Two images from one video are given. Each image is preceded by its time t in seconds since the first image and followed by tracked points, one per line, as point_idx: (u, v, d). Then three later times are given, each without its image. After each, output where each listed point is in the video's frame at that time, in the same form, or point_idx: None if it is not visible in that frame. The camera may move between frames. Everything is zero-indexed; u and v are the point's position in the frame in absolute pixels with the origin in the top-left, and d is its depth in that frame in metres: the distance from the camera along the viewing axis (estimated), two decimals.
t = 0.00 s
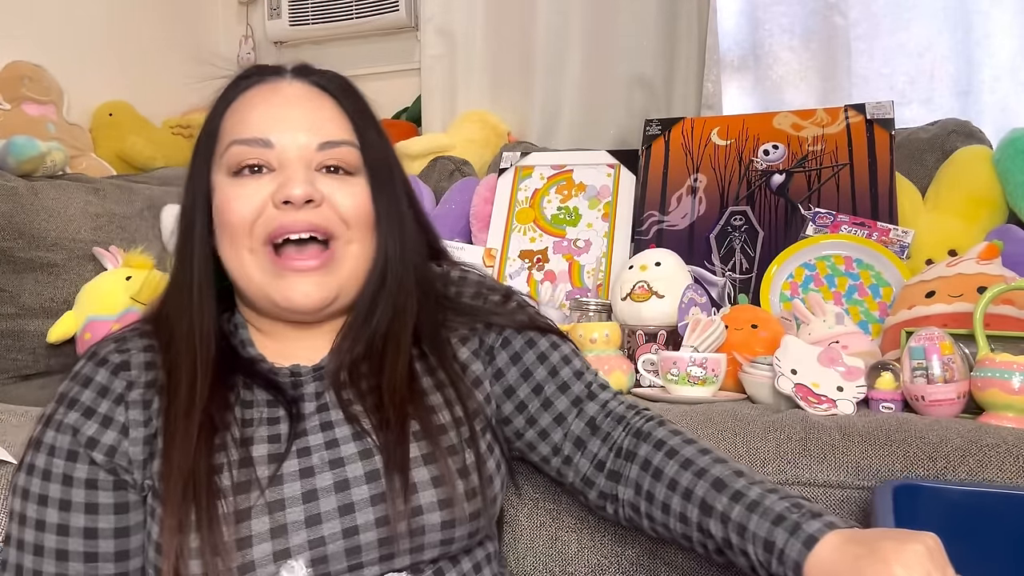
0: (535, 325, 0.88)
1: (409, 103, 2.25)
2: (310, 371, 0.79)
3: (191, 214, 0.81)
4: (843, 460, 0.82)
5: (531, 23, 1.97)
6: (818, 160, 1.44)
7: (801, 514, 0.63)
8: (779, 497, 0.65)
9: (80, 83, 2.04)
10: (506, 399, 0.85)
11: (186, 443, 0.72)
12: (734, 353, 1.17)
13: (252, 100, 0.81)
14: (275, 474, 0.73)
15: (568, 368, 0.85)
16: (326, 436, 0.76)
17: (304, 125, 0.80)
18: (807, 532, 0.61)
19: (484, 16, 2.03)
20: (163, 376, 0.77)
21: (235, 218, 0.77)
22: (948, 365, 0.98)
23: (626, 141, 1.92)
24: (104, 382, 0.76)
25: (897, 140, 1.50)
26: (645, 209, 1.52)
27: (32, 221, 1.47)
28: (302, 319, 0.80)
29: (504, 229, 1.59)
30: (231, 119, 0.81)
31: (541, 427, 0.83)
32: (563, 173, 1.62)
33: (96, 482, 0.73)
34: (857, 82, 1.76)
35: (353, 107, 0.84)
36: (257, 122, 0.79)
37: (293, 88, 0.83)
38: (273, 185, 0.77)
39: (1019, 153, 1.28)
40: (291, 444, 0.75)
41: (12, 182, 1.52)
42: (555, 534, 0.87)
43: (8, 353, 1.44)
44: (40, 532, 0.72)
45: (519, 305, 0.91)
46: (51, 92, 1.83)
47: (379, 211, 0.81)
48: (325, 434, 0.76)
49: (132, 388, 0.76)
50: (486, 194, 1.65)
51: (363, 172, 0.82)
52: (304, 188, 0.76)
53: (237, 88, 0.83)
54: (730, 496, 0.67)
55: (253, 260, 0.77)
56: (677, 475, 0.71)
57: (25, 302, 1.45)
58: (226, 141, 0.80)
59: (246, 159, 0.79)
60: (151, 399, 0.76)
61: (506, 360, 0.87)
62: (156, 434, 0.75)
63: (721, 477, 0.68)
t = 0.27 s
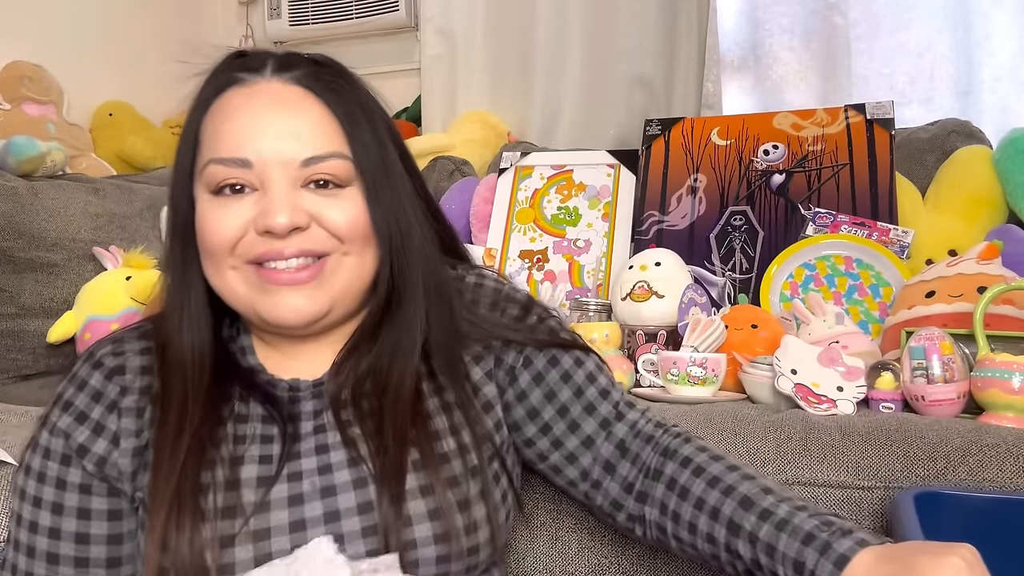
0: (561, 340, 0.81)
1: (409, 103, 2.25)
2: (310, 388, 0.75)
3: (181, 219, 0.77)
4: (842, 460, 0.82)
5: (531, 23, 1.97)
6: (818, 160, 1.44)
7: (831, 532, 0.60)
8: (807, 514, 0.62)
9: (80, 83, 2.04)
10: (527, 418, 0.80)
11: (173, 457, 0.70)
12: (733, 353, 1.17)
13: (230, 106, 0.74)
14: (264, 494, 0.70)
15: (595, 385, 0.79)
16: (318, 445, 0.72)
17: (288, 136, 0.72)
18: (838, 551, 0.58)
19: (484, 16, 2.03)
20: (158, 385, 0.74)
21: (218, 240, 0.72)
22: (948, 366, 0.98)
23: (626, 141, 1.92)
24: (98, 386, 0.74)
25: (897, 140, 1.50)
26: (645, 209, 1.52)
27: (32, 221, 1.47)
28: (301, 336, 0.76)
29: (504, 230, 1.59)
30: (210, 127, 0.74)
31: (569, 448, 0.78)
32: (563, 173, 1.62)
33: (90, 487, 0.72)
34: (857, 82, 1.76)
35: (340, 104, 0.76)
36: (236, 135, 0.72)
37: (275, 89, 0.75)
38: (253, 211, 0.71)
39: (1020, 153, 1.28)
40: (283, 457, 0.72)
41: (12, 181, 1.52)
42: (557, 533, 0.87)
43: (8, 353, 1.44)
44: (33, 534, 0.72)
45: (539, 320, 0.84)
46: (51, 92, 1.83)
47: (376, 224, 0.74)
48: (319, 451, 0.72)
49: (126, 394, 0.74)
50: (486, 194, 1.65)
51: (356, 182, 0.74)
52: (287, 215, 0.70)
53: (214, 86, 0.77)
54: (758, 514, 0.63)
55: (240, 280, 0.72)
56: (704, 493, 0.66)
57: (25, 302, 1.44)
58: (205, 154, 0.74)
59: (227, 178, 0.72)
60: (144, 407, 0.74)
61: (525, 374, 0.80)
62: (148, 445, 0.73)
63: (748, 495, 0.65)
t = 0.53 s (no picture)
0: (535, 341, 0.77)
1: (409, 103, 2.25)
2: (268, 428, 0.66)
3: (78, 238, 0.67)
4: (842, 460, 0.82)
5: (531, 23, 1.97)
6: (818, 160, 1.44)
7: (833, 536, 0.60)
8: (808, 516, 0.62)
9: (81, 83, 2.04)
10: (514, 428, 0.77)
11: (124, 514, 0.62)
12: (733, 353, 1.17)
13: (121, 99, 0.64)
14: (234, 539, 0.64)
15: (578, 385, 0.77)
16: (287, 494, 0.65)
17: (188, 126, 0.61)
18: (840, 556, 0.59)
19: (484, 16, 2.03)
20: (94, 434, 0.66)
21: (122, 264, 0.62)
22: (948, 365, 0.98)
23: (626, 141, 1.92)
24: (29, 438, 0.66)
25: (897, 140, 1.50)
26: (645, 209, 1.52)
27: (31, 221, 1.47)
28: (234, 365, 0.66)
29: (504, 230, 1.59)
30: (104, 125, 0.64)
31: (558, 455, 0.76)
32: (563, 173, 1.62)
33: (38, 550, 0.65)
34: (857, 82, 1.76)
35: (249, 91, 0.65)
36: (130, 134, 0.62)
37: (167, 76, 0.64)
38: (157, 222, 0.61)
39: (1020, 153, 1.28)
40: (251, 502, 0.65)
41: (13, 181, 1.52)
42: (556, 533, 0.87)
43: (7, 353, 1.43)
44: None
45: (514, 320, 0.79)
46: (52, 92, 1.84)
47: (300, 226, 0.63)
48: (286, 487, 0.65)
49: (62, 446, 0.66)
50: (486, 194, 1.65)
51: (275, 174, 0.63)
52: (191, 224, 0.59)
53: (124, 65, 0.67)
54: (756, 515, 0.63)
55: (151, 308, 0.62)
56: (697, 491, 0.67)
57: (25, 302, 1.44)
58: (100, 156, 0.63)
59: (121, 180, 0.62)
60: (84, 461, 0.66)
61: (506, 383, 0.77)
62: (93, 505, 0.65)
63: (744, 494, 0.65)
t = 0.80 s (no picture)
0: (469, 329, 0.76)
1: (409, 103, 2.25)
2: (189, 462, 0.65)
3: None
4: (844, 460, 0.82)
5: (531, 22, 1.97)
6: (819, 160, 1.43)
7: (837, 543, 0.60)
8: (806, 517, 0.62)
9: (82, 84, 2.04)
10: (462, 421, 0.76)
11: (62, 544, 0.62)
12: (734, 353, 1.17)
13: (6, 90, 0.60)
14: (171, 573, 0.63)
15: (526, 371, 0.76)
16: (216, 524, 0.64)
17: (92, 117, 0.59)
18: (843, 563, 0.59)
19: (484, 16, 2.03)
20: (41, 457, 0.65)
21: (18, 275, 0.59)
22: (948, 366, 0.98)
23: (626, 141, 1.91)
24: None
25: (897, 141, 1.49)
26: (645, 209, 1.52)
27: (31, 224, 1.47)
28: (143, 385, 0.64)
29: (504, 230, 1.59)
30: None
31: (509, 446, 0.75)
32: (563, 173, 1.61)
33: None
34: (858, 82, 1.76)
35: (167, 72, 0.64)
36: (23, 129, 0.59)
37: (62, 49, 0.62)
38: (59, 226, 0.58)
39: (1020, 152, 1.27)
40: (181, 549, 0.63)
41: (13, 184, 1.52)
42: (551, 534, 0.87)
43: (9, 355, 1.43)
44: None
45: (452, 305, 0.79)
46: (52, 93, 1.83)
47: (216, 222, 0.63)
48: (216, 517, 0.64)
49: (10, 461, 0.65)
50: (486, 194, 1.65)
51: (185, 168, 0.63)
52: (103, 225, 0.57)
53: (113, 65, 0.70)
54: (750, 517, 0.63)
55: (58, 327, 0.60)
56: (679, 488, 0.66)
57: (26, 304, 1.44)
58: None
59: (18, 185, 0.60)
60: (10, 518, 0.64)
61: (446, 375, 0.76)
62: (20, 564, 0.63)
63: (733, 493, 0.64)
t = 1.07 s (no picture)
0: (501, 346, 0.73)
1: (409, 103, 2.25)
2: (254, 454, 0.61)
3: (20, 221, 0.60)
4: (844, 460, 0.82)
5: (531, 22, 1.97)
6: (819, 159, 1.43)
7: (819, 545, 0.56)
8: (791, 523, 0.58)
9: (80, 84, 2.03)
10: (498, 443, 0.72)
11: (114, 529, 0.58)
12: (733, 353, 1.17)
13: (94, 54, 0.59)
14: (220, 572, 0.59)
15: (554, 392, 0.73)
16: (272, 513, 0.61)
17: (178, 83, 0.58)
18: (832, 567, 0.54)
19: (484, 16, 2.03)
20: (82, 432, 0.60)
21: (99, 240, 0.56)
22: (948, 366, 0.98)
23: (626, 141, 1.91)
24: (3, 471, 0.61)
25: (897, 140, 1.49)
26: (645, 209, 1.52)
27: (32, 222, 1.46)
28: (221, 363, 0.61)
29: (504, 230, 1.58)
30: (65, 89, 0.59)
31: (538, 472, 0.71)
32: (563, 173, 1.61)
33: None
34: (858, 82, 1.76)
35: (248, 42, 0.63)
36: (112, 93, 0.57)
37: (149, 20, 0.60)
38: (147, 190, 0.56)
39: (1020, 152, 1.27)
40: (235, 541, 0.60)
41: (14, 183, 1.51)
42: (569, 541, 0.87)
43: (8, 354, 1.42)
44: None
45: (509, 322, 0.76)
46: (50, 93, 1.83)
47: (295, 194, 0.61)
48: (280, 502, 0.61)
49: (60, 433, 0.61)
50: (486, 194, 1.65)
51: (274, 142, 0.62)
52: (194, 190, 0.56)
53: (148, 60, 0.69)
54: (738, 525, 0.59)
55: (138, 292, 0.57)
56: (680, 503, 0.63)
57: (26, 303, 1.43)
58: (62, 122, 0.59)
59: (98, 149, 0.58)
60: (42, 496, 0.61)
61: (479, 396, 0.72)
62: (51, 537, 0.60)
63: (726, 505, 0.61)
